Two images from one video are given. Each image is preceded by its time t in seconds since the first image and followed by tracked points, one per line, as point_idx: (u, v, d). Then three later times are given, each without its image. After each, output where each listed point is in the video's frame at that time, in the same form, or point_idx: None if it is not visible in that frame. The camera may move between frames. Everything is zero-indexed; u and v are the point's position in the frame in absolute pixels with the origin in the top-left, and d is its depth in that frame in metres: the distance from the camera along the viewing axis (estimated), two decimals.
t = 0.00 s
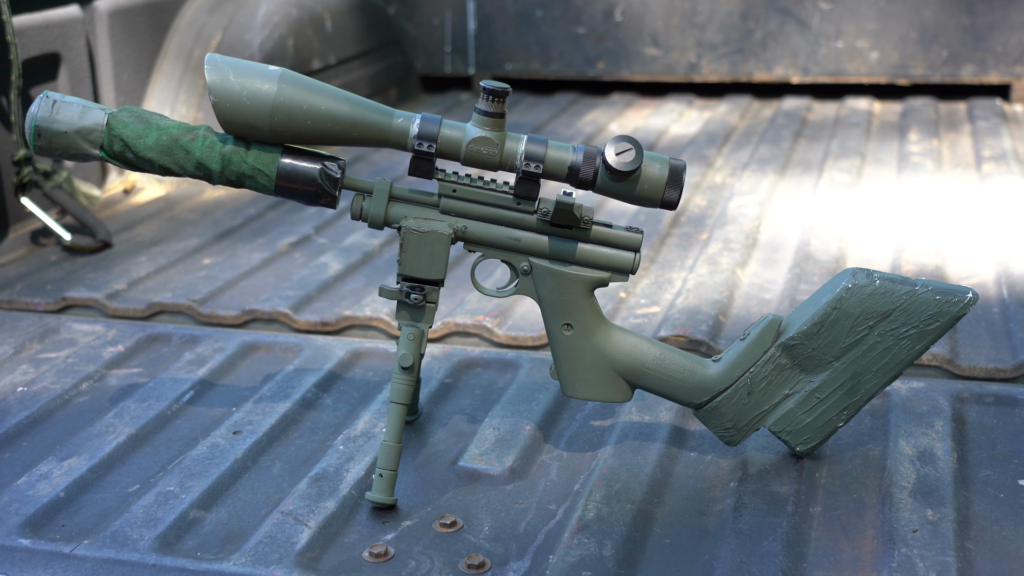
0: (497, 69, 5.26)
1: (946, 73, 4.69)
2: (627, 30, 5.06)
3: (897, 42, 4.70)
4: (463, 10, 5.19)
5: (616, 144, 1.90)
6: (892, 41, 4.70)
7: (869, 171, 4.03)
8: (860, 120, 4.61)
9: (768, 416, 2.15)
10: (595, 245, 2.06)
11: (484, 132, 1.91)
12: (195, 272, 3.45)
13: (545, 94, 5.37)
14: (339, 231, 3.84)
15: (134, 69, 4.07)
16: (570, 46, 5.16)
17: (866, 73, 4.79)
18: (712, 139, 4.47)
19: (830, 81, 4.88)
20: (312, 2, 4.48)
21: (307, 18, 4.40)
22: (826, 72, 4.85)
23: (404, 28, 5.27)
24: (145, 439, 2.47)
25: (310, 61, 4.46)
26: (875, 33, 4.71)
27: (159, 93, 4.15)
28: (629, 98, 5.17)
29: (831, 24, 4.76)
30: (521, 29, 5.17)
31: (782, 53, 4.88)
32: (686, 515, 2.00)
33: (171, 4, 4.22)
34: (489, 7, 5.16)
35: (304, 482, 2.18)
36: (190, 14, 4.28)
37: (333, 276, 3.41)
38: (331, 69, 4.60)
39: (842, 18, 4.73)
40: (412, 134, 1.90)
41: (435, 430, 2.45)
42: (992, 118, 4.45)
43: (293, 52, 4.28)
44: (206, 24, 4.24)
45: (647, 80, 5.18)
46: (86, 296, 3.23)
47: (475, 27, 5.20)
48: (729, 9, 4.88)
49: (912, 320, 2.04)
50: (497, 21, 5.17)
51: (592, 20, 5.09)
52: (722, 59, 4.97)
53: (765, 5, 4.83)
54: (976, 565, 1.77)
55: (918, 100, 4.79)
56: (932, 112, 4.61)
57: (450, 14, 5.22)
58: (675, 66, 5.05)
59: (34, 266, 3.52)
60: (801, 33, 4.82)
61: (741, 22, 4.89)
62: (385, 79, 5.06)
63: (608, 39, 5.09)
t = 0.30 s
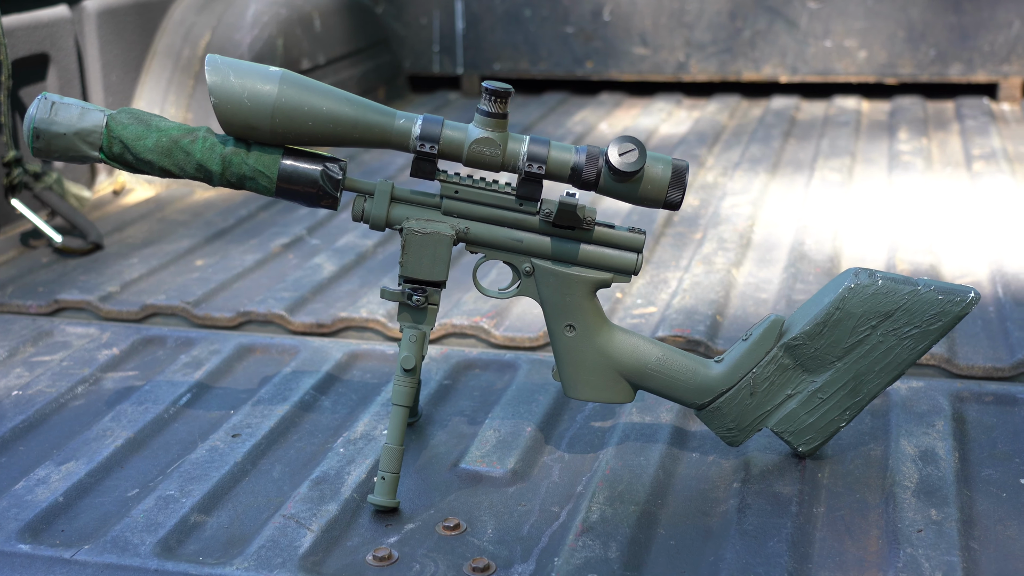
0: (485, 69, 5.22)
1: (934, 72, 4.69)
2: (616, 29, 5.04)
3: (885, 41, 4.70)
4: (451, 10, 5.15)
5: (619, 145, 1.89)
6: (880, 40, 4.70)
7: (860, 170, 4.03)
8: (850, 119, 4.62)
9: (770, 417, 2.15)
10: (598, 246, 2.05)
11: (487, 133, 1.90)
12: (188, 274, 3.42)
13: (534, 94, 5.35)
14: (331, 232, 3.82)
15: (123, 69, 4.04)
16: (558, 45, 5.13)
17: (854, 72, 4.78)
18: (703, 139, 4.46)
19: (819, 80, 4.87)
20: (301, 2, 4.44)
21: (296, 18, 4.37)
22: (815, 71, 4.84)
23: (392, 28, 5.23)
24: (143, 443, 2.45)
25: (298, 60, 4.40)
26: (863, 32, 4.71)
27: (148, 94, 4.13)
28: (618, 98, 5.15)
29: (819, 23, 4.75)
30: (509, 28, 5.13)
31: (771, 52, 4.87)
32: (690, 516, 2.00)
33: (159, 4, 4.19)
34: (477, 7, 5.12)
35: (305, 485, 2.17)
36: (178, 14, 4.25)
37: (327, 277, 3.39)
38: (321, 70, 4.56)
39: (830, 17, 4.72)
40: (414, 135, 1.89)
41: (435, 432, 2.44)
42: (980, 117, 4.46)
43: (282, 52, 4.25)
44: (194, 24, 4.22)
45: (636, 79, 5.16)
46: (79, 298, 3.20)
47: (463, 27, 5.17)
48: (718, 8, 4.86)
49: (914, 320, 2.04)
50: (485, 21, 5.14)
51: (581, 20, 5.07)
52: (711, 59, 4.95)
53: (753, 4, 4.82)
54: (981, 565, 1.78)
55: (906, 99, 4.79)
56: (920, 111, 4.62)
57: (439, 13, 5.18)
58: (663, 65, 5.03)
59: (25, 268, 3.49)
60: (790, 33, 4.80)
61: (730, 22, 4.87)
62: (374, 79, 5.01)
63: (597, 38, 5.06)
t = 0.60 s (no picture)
0: (474, 69, 5.19)
1: (922, 71, 4.67)
2: (605, 29, 5.00)
3: (874, 41, 4.68)
4: (440, 10, 5.11)
5: (623, 145, 1.88)
6: (869, 40, 4.68)
7: (851, 170, 4.04)
8: (840, 118, 4.62)
9: (773, 417, 2.15)
10: (601, 247, 2.05)
11: (490, 134, 1.89)
12: (182, 276, 3.40)
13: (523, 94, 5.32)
14: (325, 233, 3.80)
15: (112, 70, 4.02)
16: (548, 46, 5.09)
17: (843, 71, 4.76)
18: (694, 139, 4.45)
19: (808, 80, 4.84)
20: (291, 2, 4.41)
21: (287, 18, 4.35)
22: (804, 71, 4.81)
23: (381, 28, 5.20)
24: (142, 447, 2.43)
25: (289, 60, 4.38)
26: (852, 32, 4.68)
27: (137, 95, 4.10)
28: (607, 98, 5.13)
29: (808, 23, 4.72)
30: (498, 28, 5.09)
31: (760, 52, 4.84)
32: (694, 518, 2.00)
33: (148, 4, 4.17)
34: (467, 7, 5.08)
35: (307, 488, 2.15)
36: (168, 14, 4.24)
37: (322, 278, 3.37)
38: (311, 70, 4.52)
39: (819, 17, 4.70)
40: (417, 136, 1.89)
41: (436, 434, 2.43)
42: (969, 116, 4.46)
43: (273, 52, 4.22)
44: (184, 24, 4.20)
45: (625, 79, 5.13)
46: (72, 300, 3.18)
47: (452, 27, 5.13)
48: (707, 8, 4.83)
49: (917, 320, 2.04)
50: (474, 21, 5.10)
51: (570, 19, 5.03)
52: (700, 59, 4.92)
53: (742, 4, 4.79)
54: (987, 566, 1.78)
55: (894, 99, 4.79)
56: (909, 110, 4.62)
57: (428, 13, 5.14)
58: (652, 65, 5.00)
59: (17, 271, 3.46)
60: (779, 33, 4.77)
61: (719, 21, 4.85)
62: (364, 79, 5.00)
63: (586, 38, 5.03)
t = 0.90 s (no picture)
0: (463, 68, 5.16)
1: (911, 70, 4.67)
2: (594, 28, 4.98)
3: (862, 40, 4.67)
4: (428, 9, 5.08)
5: (627, 146, 1.88)
6: (858, 39, 4.67)
7: (843, 169, 4.04)
8: (829, 117, 4.61)
9: (776, 417, 2.15)
10: (604, 248, 2.04)
11: (493, 135, 1.88)
12: (175, 277, 3.38)
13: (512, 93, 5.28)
14: (318, 234, 3.78)
15: (102, 70, 3.99)
16: (536, 45, 5.06)
17: (832, 71, 4.76)
18: (684, 138, 4.44)
19: (797, 78, 4.83)
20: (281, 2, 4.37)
21: (277, 18, 4.31)
22: (793, 70, 4.81)
23: (369, 27, 5.16)
24: (141, 450, 2.42)
25: (278, 59, 4.34)
26: (840, 31, 4.67)
27: (127, 95, 4.07)
28: (597, 97, 5.11)
29: (797, 22, 4.70)
30: (487, 28, 5.07)
31: (749, 51, 4.83)
32: (699, 519, 1.99)
33: (137, 4, 4.14)
34: (455, 6, 5.05)
35: (309, 491, 2.14)
36: (157, 14, 4.20)
37: (317, 279, 3.35)
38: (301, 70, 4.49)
39: (808, 16, 4.68)
40: (420, 137, 1.87)
41: (437, 436, 2.42)
42: (958, 115, 4.47)
43: (263, 52, 4.19)
44: (173, 24, 4.16)
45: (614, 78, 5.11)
46: (66, 302, 3.15)
47: (440, 27, 5.10)
48: (696, 7, 4.82)
49: (920, 320, 2.04)
50: (463, 20, 5.07)
51: (559, 19, 5.00)
52: (689, 58, 4.91)
53: (731, 3, 4.77)
54: (993, 565, 1.78)
55: (883, 97, 4.78)
56: (898, 109, 4.62)
57: (416, 13, 5.10)
58: (641, 65, 4.99)
59: (9, 273, 3.43)
60: (768, 32, 4.76)
61: (708, 21, 4.83)
62: (353, 79, 4.97)
63: (575, 37, 5.00)
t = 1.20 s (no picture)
0: (451, 68, 5.08)
1: (898, 69, 4.63)
2: (582, 28, 4.90)
3: (850, 39, 4.62)
4: (416, 8, 5.00)
5: (631, 146, 1.87)
6: (846, 38, 4.62)
7: (834, 167, 4.04)
8: (818, 117, 4.58)
9: (779, 417, 2.15)
10: (607, 248, 2.03)
11: (496, 135, 1.87)
12: (169, 279, 3.35)
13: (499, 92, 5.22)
14: (311, 235, 3.76)
15: (90, 71, 3.96)
16: (524, 44, 4.98)
17: (820, 70, 4.71)
18: (675, 138, 4.41)
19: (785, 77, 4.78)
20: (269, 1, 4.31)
21: (265, 18, 4.25)
22: (781, 69, 4.75)
23: (356, 27, 5.08)
24: (140, 453, 2.40)
25: (267, 60, 4.29)
26: (829, 30, 4.62)
27: (115, 96, 4.05)
28: (585, 97, 5.06)
29: (785, 21, 4.65)
30: (475, 27, 4.98)
31: (738, 50, 4.77)
32: (703, 519, 1.99)
33: (126, 4, 4.10)
34: (443, 6, 4.96)
35: (312, 494, 2.13)
36: (145, 15, 4.16)
37: (311, 281, 3.33)
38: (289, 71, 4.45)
39: (797, 15, 4.63)
40: (422, 138, 1.86)
41: (438, 437, 2.41)
42: (947, 114, 4.45)
43: (252, 52, 4.14)
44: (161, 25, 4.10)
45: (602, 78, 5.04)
46: (59, 305, 3.13)
47: (428, 26, 5.02)
48: (684, 7, 4.75)
49: (922, 319, 2.05)
50: (450, 20, 4.99)
51: (547, 18, 4.92)
52: (677, 57, 4.85)
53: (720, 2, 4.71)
54: (999, 564, 1.79)
55: (871, 97, 4.75)
56: (887, 108, 4.59)
57: (404, 12, 5.03)
58: (630, 64, 4.93)
59: None
60: (756, 31, 4.70)
61: (697, 20, 4.77)
62: (342, 79, 4.92)
63: (564, 37, 4.92)
